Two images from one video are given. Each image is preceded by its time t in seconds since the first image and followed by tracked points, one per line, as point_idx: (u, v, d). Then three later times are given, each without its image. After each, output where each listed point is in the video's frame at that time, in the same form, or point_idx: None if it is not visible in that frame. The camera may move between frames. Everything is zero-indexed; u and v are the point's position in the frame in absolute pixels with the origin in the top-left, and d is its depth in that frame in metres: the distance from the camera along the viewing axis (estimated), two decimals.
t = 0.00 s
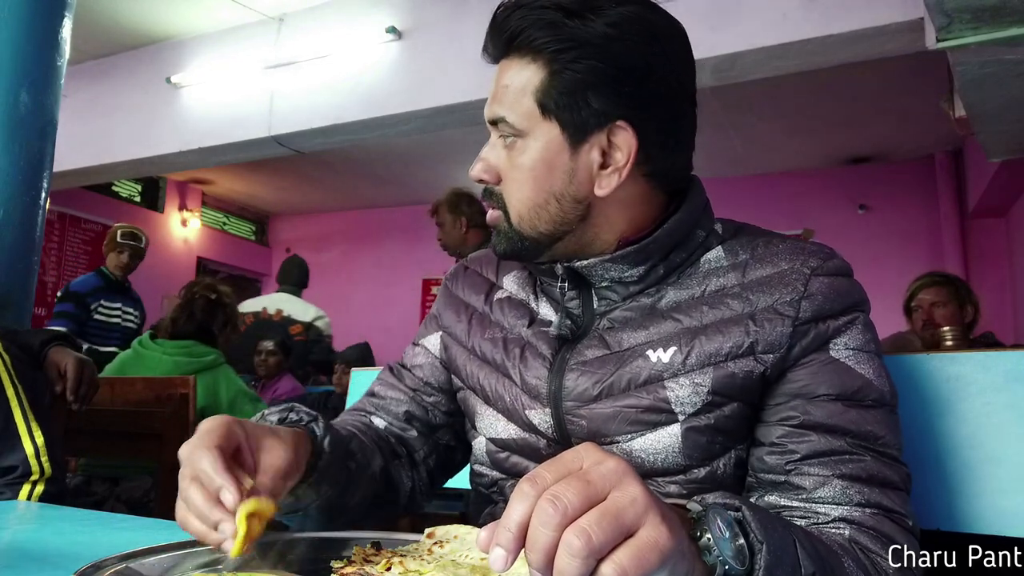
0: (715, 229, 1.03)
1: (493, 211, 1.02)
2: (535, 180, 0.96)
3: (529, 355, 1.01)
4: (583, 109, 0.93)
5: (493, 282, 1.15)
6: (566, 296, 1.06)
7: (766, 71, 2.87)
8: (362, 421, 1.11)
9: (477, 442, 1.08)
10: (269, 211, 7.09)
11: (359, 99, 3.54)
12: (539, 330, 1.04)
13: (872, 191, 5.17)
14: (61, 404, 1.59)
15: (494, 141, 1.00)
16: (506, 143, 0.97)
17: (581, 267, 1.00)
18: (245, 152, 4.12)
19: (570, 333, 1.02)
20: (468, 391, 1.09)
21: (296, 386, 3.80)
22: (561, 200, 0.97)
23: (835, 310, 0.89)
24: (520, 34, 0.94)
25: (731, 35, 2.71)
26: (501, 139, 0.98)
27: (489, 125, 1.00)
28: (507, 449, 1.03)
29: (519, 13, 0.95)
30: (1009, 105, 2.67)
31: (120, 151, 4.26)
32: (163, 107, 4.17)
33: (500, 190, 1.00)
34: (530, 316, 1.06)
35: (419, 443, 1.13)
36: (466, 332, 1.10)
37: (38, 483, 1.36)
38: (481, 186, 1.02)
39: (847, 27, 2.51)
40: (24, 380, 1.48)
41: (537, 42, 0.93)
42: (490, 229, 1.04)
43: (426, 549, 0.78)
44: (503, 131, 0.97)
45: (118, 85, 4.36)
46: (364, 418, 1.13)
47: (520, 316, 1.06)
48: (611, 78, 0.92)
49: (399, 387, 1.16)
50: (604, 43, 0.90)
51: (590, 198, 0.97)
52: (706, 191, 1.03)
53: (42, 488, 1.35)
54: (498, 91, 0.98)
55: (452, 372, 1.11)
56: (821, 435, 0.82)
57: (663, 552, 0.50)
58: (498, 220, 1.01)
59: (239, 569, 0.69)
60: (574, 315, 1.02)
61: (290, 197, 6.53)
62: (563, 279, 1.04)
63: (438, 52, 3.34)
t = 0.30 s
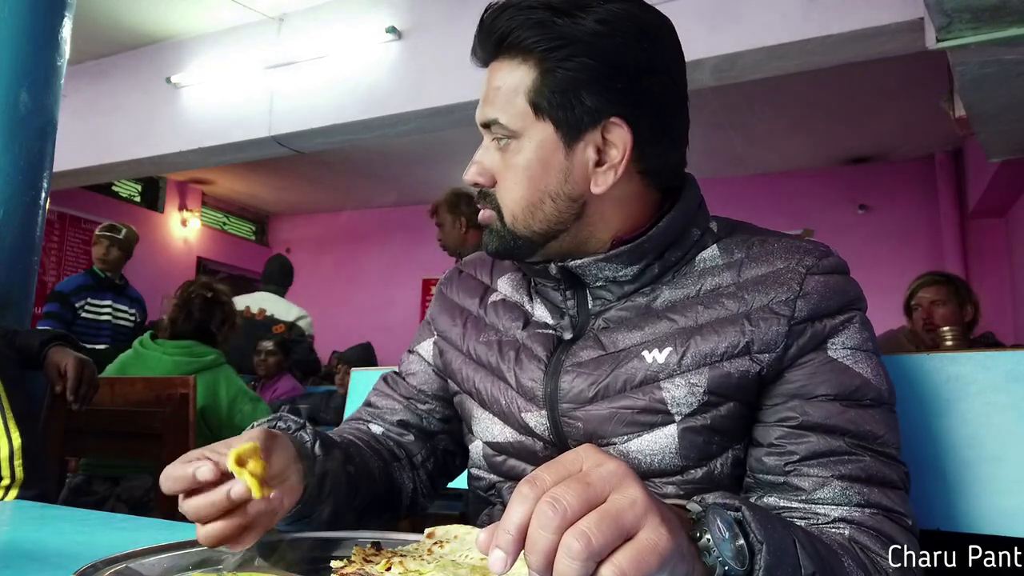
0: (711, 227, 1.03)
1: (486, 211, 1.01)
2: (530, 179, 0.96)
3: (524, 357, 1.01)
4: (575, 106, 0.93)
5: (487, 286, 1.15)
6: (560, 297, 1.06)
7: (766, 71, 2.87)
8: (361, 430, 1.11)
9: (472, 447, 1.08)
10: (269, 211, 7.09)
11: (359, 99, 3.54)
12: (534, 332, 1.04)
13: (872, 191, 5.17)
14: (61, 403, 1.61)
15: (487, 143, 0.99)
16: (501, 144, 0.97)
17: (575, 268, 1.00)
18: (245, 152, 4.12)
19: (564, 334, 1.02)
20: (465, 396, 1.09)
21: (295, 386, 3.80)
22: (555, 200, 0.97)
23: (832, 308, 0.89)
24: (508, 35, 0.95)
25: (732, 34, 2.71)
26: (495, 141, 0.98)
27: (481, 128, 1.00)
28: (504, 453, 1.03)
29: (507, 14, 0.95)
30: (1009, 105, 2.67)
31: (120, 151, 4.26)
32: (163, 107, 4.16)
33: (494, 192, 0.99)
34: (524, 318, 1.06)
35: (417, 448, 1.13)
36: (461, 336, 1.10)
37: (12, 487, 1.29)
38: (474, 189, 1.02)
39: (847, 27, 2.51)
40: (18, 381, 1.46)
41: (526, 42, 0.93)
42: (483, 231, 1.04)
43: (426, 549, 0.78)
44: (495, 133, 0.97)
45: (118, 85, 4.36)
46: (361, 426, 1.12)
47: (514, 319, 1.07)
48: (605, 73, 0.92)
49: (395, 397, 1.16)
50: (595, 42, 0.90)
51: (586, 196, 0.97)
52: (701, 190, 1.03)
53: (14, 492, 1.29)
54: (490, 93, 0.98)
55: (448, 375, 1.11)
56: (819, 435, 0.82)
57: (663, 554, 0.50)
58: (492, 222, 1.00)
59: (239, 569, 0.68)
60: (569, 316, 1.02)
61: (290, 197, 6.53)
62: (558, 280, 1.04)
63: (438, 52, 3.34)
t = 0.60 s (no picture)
0: (706, 228, 1.03)
1: (504, 221, 0.97)
2: (558, 183, 0.93)
3: (523, 363, 1.02)
4: (601, 104, 0.93)
5: (483, 292, 1.15)
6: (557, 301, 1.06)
7: (765, 71, 2.87)
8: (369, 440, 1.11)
9: (474, 454, 1.08)
10: (269, 211, 7.09)
11: (359, 99, 3.54)
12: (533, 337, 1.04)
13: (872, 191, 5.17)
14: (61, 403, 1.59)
15: (500, 149, 0.95)
16: (519, 150, 0.93)
17: (573, 273, 1.00)
18: (245, 152, 4.12)
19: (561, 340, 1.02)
20: (465, 403, 1.09)
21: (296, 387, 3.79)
22: (584, 202, 0.95)
23: (828, 308, 0.89)
24: (519, 38, 0.92)
25: (731, 35, 2.71)
26: (510, 147, 0.94)
27: (489, 134, 0.95)
28: (505, 459, 1.03)
29: (514, 17, 0.93)
30: (1009, 105, 2.67)
31: (120, 151, 4.26)
32: (163, 107, 4.16)
33: (512, 200, 0.95)
34: (522, 323, 1.07)
35: (424, 455, 1.13)
36: (459, 343, 1.10)
37: (8, 486, 1.32)
38: (486, 199, 0.97)
39: (847, 27, 2.51)
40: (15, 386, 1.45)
41: (540, 44, 0.91)
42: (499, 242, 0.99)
43: (425, 549, 0.78)
44: (512, 139, 0.93)
45: (118, 84, 4.36)
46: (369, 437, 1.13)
47: (512, 325, 1.07)
48: (610, 70, 0.92)
49: (397, 408, 1.17)
50: (607, 35, 0.91)
51: (610, 193, 0.97)
52: (696, 191, 1.04)
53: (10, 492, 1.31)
54: (496, 97, 0.94)
55: (448, 383, 1.11)
56: (817, 435, 0.82)
57: (661, 556, 0.50)
58: (513, 231, 0.96)
59: (238, 570, 0.68)
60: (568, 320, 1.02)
61: (290, 197, 6.53)
62: (555, 285, 1.04)
63: (438, 53, 3.34)
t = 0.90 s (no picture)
0: (700, 228, 1.03)
1: (505, 219, 0.95)
2: (566, 180, 0.93)
3: (518, 369, 1.02)
4: (612, 103, 0.95)
5: (477, 296, 1.15)
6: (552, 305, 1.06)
7: (765, 71, 2.87)
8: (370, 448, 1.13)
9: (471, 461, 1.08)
10: (269, 211, 7.08)
11: (359, 100, 3.54)
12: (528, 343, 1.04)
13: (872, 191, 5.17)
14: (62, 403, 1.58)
15: (505, 145, 0.94)
16: (526, 145, 0.92)
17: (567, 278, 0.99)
18: (245, 152, 4.11)
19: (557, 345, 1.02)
20: (462, 408, 1.09)
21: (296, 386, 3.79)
22: (591, 201, 0.95)
23: (824, 309, 0.89)
24: (529, 35, 0.93)
25: (731, 35, 2.71)
26: (515, 143, 0.93)
27: (491, 130, 0.94)
28: (504, 465, 1.03)
29: (523, 15, 0.93)
30: (1009, 105, 2.67)
31: (120, 151, 4.26)
32: (163, 107, 4.16)
33: (517, 196, 0.94)
34: (516, 328, 1.06)
35: (426, 459, 1.14)
36: (454, 349, 1.10)
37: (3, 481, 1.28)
38: (487, 197, 0.95)
39: (847, 27, 2.51)
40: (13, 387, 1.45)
41: (551, 42, 0.92)
42: (494, 242, 0.96)
43: (426, 549, 0.77)
44: (518, 135, 0.92)
45: (118, 84, 4.36)
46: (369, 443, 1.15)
47: (506, 330, 1.07)
48: (616, 70, 0.94)
49: (396, 415, 1.18)
50: (618, 34, 0.94)
51: (616, 194, 0.98)
52: (689, 191, 1.04)
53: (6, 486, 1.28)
54: (500, 95, 0.93)
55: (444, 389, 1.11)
56: (816, 437, 0.82)
57: (660, 558, 0.50)
58: (514, 226, 0.94)
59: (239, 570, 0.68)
60: (562, 325, 1.02)
61: (290, 197, 6.52)
62: (548, 290, 1.03)
63: (437, 53, 3.34)
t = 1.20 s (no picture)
0: (691, 228, 1.03)
1: (489, 234, 0.95)
2: (551, 191, 0.91)
3: (512, 376, 1.01)
4: (596, 111, 0.94)
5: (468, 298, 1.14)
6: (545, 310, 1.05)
7: (765, 71, 2.87)
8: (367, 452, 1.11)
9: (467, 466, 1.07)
10: (269, 211, 7.09)
11: (359, 100, 3.54)
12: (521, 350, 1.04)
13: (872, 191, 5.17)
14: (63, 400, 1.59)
15: (485, 155, 0.92)
16: (507, 155, 0.91)
17: (557, 287, 0.99)
18: (245, 153, 4.12)
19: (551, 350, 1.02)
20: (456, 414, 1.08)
21: (296, 386, 3.78)
22: (576, 212, 0.94)
23: (820, 310, 0.89)
24: (509, 40, 0.92)
25: (731, 35, 2.71)
26: (495, 151, 0.92)
27: (472, 139, 0.92)
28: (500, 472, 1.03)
29: (503, 19, 0.92)
30: (1009, 105, 2.67)
31: (120, 152, 4.26)
32: (163, 107, 4.16)
33: (498, 208, 0.93)
34: (509, 333, 1.06)
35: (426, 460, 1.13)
36: (445, 353, 1.08)
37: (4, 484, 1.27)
38: (467, 208, 0.94)
39: (847, 27, 2.51)
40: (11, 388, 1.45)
41: (533, 47, 0.91)
42: (487, 273, 0.98)
43: (426, 549, 0.77)
44: (498, 142, 0.91)
45: (118, 84, 4.36)
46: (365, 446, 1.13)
47: (498, 335, 1.06)
48: (601, 76, 0.93)
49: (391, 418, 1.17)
50: (602, 39, 0.92)
51: (601, 203, 0.97)
52: (678, 190, 1.04)
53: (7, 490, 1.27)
54: (479, 102, 0.92)
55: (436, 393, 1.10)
56: (814, 441, 0.83)
57: (658, 559, 0.50)
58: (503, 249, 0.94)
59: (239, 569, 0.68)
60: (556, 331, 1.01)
61: (290, 197, 6.52)
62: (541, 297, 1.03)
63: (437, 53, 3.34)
